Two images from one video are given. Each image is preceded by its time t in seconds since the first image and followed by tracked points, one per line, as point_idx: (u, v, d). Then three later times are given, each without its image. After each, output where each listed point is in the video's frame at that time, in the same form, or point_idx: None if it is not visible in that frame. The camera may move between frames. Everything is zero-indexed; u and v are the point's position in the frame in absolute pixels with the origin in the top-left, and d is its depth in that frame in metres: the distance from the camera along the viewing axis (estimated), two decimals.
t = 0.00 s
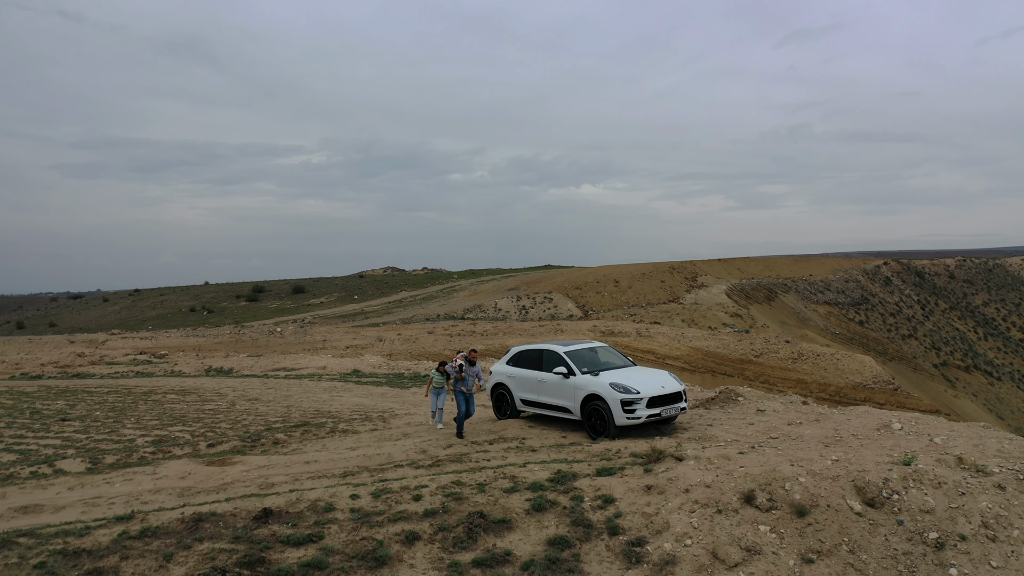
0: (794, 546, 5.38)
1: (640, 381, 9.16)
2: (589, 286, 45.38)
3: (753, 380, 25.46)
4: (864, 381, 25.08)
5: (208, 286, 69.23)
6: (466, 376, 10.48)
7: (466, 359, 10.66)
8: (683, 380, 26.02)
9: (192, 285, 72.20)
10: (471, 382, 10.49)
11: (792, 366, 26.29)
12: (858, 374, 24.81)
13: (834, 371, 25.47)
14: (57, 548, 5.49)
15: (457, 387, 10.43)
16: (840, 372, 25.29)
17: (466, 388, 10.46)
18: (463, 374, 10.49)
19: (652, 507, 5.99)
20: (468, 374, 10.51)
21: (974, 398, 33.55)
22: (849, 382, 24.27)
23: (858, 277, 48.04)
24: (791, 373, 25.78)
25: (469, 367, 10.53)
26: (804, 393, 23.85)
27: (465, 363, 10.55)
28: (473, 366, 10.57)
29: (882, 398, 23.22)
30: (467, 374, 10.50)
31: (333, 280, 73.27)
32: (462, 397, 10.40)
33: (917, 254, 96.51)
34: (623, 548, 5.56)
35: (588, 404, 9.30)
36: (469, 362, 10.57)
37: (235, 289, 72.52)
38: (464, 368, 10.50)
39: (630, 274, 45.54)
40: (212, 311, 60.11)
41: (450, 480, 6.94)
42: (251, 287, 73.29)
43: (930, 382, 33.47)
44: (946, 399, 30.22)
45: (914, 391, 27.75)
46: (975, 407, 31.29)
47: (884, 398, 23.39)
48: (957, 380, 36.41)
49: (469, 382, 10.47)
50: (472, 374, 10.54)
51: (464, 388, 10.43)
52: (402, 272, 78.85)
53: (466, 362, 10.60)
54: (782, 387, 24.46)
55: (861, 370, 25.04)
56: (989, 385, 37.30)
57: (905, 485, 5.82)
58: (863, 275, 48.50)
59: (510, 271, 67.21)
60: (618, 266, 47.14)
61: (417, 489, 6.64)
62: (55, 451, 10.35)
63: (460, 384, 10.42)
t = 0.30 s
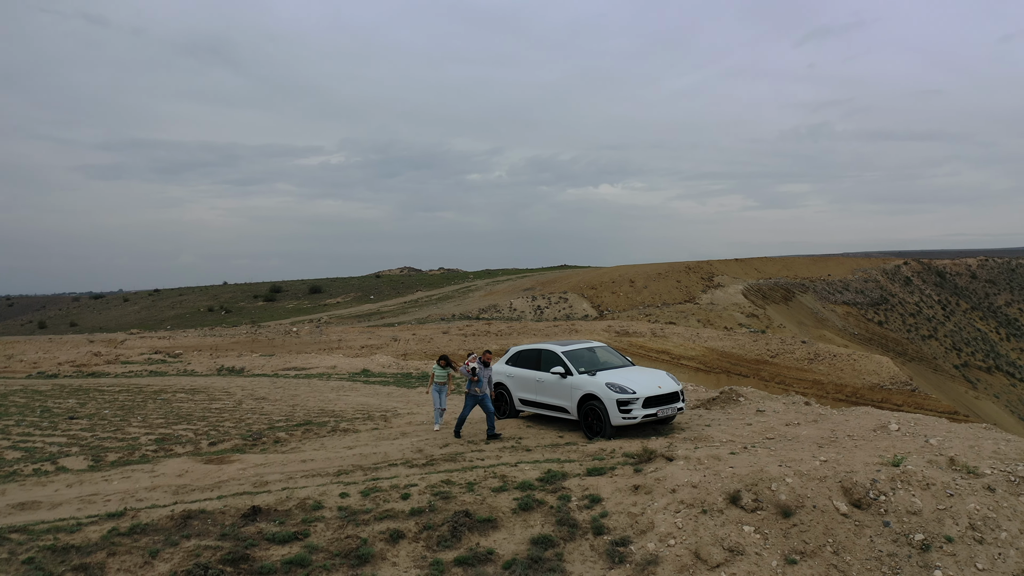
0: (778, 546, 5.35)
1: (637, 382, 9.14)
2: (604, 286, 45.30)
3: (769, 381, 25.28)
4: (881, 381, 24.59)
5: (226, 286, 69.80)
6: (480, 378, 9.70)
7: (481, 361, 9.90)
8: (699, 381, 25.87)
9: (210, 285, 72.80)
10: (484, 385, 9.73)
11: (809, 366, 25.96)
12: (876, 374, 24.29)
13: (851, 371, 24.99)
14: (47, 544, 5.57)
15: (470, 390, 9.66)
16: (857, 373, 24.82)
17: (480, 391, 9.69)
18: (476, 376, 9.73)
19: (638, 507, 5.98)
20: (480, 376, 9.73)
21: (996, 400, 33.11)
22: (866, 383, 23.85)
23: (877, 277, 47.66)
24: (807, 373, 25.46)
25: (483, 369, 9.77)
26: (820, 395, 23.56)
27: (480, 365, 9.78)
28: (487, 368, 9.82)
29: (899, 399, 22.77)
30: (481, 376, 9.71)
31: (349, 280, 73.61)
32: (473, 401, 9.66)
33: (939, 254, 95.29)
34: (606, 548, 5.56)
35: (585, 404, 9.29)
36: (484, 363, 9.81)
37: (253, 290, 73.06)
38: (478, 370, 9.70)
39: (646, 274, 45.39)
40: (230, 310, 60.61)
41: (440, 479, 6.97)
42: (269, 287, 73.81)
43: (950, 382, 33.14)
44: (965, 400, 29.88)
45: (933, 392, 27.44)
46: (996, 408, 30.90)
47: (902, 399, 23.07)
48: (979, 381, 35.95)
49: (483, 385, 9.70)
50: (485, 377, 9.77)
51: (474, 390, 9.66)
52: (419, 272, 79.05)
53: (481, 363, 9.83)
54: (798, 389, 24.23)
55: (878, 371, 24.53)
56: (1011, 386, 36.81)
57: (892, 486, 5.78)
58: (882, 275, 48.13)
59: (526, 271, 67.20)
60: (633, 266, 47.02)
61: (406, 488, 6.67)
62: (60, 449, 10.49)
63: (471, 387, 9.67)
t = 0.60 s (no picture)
0: (761, 547, 5.33)
1: (633, 381, 9.12)
2: (620, 287, 45.19)
3: (785, 382, 25.07)
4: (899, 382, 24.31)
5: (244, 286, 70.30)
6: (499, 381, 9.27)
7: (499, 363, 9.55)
8: (714, 382, 25.68)
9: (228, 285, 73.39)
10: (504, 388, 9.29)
11: (825, 367, 25.74)
12: (892, 376, 24.02)
13: (868, 372, 24.72)
14: (38, 540, 5.65)
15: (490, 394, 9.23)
16: (874, 373, 24.55)
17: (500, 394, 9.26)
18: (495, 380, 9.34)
19: (624, 507, 5.98)
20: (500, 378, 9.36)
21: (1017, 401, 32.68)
22: (882, 384, 23.61)
23: (897, 277, 47.23)
24: (824, 374, 25.18)
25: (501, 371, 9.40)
26: (836, 397, 23.25)
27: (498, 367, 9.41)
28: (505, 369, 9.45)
29: (916, 400, 22.39)
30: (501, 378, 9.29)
31: (366, 280, 73.92)
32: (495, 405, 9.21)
33: (962, 254, 94.07)
34: (590, 548, 5.56)
35: (582, 404, 9.29)
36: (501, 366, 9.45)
37: (271, 290, 73.57)
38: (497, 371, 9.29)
39: (661, 274, 45.24)
40: (247, 310, 61.07)
41: (431, 478, 6.99)
42: (286, 288, 74.27)
43: (971, 384, 32.75)
44: (986, 401, 29.52)
45: (952, 393, 27.12)
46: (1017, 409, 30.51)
47: (920, 400, 22.84)
48: (1000, 382, 35.51)
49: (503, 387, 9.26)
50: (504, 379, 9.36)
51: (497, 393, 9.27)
52: (436, 272, 79.24)
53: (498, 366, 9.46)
54: (814, 390, 24.05)
55: (895, 371, 24.13)
56: None
57: (880, 487, 5.73)
58: (902, 275, 47.71)
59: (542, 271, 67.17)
60: (649, 267, 46.87)
61: (395, 487, 6.70)
62: (66, 447, 10.63)
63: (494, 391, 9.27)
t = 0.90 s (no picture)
0: (744, 548, 5.31)
1: (630, 381, 9.11)
2: (635, 286, 45.07)
3: (800, 382, 24.79)
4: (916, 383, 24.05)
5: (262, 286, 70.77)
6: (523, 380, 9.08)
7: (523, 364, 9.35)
8: (729, 383, 25.47)
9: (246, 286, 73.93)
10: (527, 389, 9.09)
11: (842, 367, 25.50)
12: (909, 377, 23.75)
13: (884, 373, 24.46)
14: (29, 536, 5.74)
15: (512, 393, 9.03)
16: (891, 374, 24.29)
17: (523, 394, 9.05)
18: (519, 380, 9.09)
19: (610, 508, 5.97)
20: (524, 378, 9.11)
21: None
22: (899, 385, 23.36)
23: (917, 277, 46.80)
24: (840, 375, 24.90)
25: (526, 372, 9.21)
26: (852, 398, 22.93)
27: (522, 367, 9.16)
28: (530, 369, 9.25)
29: (934, 401, 22.05)
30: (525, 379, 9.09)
31: (383, 280, 74.17)
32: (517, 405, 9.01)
33: (986, 255, 92.91)
34: (574, 548, 5.56)
35: (578, 404, 9.29)
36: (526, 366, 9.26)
37: (288, 290, 74.04)
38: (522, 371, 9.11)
39: (677, 274, 45.08)
40: (264, 310, 61.48)
41: (421, 478, 7.01)
42: (303, 287, 74.68)
43: (992, 385, 32.35)
44: (1006, 402, 29.15)
45: (971, 394, 26.82)
46: None
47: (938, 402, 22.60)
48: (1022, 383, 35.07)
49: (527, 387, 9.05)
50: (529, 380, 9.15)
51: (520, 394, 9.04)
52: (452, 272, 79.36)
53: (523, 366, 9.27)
54: (831, 390, 23.84)
55: (912, 373, 23.81)
56: None
57: (866, 489, 5.70)
58: (922, 275, 47.26)
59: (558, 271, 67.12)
60: (665, 267, 46.71)
61: (384, 486, 6.73)
62: (71, 444, 10.76)
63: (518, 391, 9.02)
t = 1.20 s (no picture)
0: (727, 550, 5.30)
1: (627, 381, 9.10)
2: (651, 286, 44.92)
3: (817, 383, 24.49)
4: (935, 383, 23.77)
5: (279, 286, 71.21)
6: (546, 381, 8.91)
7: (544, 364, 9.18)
8: (745, 383, 25.26)
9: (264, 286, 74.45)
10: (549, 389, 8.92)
11: (858, 368, 25.25)
12: (926, 378, 23.51)
13: (902, 374, 24.23)
14: (21, 532, 5.82)
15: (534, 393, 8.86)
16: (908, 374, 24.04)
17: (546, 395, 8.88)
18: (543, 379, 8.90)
19: (596, 508, 5.97)
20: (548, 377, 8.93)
21: None
22: (917, 386, 23.11)
23: (937, 277, 46.31)
24: (856, 375, 24.63)
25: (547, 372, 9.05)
26: (869, 399, 22.58)
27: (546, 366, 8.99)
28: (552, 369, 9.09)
29: (953, 403, 21.70)
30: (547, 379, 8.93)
31: (400, 280, 74.38)
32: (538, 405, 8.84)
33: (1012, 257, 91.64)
34: (557, 548, 5.56)
35: (575, 404, 9.29)
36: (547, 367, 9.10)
37: (305, 290, 74.47)
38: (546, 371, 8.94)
39: (693, 274, 44.90)
40: (281, 309, 61.84)
41: (411, 477, 7.04)
42: (320, 288, 75.03)
43: (1013, 386, 31.92)
44: None
45: (990, 395, 26.48)
46: None
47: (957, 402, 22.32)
48: None
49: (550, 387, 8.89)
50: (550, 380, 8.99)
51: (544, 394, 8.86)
52: (469, 272, 79.43)
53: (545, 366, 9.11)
54: (848, 391, 23.63)
55: (931, 373, 23.49)
56: None
57: (853, 490, 5.66)
58: (943, 275, 46.76)
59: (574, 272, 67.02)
60: (681, 266, 46.53)
61: (374, 485, 6.77)
62: (76, 442, 10.90)
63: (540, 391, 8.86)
